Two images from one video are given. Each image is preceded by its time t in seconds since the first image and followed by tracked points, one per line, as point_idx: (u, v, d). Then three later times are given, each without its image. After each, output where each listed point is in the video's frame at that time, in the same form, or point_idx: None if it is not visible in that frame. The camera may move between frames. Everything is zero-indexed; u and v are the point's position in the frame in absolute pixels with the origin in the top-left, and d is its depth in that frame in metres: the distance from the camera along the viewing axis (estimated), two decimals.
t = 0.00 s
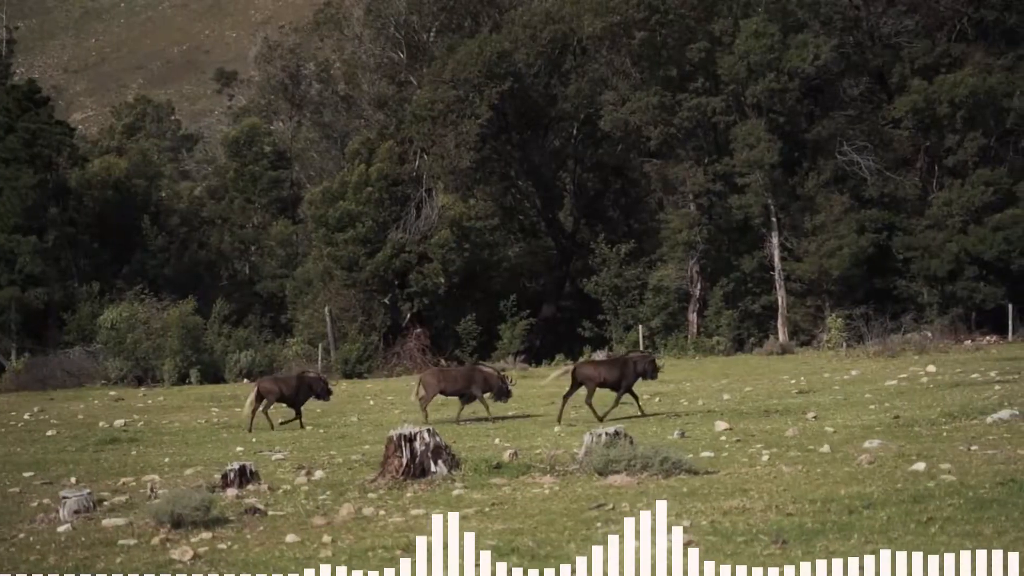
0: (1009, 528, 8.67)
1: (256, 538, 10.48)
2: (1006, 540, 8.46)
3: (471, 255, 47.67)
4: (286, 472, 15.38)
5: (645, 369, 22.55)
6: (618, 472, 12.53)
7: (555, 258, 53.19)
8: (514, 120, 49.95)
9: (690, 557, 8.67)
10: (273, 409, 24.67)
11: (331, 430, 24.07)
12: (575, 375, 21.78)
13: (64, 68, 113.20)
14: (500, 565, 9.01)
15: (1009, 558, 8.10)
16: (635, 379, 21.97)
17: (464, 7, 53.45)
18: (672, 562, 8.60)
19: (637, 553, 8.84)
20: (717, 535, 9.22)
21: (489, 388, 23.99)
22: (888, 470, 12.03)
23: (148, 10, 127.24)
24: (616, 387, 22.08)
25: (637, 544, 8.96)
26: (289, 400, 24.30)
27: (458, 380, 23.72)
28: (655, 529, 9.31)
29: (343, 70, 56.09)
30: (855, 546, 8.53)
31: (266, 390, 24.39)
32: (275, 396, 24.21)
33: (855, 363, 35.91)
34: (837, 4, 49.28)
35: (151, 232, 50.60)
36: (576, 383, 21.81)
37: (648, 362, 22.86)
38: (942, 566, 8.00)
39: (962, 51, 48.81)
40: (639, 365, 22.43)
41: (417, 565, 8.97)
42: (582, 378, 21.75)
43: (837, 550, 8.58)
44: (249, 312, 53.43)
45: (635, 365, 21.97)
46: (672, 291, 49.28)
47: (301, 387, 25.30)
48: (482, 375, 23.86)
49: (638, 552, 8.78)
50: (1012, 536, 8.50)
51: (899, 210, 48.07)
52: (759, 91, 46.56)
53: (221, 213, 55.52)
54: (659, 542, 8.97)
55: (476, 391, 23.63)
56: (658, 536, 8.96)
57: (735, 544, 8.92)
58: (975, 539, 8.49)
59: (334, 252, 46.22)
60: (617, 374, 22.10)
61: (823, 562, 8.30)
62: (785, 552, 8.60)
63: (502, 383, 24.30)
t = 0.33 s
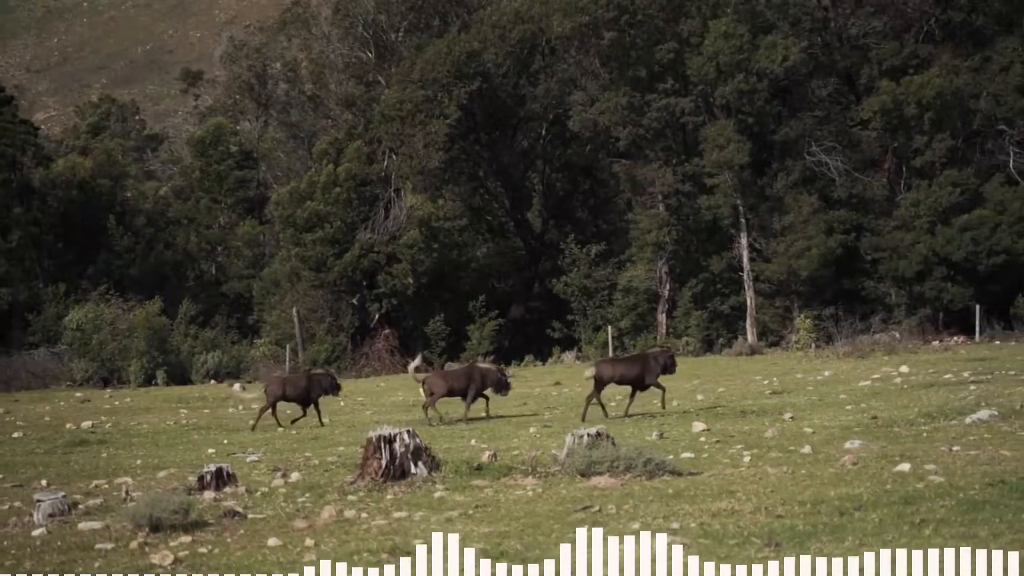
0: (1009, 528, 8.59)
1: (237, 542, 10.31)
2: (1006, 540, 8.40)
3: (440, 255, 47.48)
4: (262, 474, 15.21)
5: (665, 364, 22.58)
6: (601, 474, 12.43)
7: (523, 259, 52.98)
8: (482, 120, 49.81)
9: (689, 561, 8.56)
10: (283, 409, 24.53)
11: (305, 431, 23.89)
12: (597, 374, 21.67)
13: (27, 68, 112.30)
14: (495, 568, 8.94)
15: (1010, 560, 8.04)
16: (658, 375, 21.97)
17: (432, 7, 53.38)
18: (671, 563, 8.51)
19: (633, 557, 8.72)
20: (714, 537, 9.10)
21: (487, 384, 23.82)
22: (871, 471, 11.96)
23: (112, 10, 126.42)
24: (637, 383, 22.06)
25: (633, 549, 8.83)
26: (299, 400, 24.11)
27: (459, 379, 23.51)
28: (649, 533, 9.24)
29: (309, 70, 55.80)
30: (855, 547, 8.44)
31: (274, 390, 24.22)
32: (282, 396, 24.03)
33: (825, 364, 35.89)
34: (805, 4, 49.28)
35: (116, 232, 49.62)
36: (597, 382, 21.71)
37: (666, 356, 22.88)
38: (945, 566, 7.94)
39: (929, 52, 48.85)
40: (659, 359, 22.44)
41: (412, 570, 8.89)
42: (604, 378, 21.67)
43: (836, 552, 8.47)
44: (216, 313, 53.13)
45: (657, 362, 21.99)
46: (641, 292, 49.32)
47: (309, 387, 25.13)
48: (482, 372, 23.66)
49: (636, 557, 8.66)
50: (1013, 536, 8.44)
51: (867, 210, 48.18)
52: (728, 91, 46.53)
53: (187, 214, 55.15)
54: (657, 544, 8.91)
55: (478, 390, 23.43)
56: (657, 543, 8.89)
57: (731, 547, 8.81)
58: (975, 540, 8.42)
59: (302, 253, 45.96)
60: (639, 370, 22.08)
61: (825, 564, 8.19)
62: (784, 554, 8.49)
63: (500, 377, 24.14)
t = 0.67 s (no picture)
0: (983, 532, 8.50)
1: (199, 545, 10.10)
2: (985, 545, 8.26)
3: (391, 255, 47.16)
4: (220, 476, 15.00)
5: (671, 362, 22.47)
6: (567, 475, 12.31)
7: (475, 259, 52.80)
8: (434, 119, 49.51)
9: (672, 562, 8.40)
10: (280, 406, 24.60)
11: (260, 431, 23.62)
12: (598, 374, 21.60)
13: None
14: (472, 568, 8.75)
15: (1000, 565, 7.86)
16: (660, 373, 21.87)
17: (384, 7, 53.16)
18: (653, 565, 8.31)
19: (605, 558, 8.56)
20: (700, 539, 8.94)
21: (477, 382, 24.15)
22: (838, 472, 11.86)
23: (58, 8, 125.11)
24: (640, 381, 21.98)
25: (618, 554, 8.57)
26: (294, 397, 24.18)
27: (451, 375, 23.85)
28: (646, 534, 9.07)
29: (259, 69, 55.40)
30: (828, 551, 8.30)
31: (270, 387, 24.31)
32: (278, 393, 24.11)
33: (779, 364, 35.80)
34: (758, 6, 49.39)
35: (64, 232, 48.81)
36: (599, 382, 21.62)
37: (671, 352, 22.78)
38: (927, 566, 7.84)
39: (881, 54, 49.34)
40: (662, 358, 22.34)
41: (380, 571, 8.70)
42: (606, 378, 21.58)
43: (815, 558, 8.35)
44: (165, 313, 52.67)
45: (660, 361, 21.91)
46: (592, 293, 49.21)
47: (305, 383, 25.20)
48: (471, 370, 24.00)
49: (630, 561, 8.44)
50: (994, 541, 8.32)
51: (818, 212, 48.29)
52: (680, 93, 46.54)
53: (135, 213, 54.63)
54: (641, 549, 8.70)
55: (469, 387, 23.69)
56: (638, 545, 8.69)
57: (712, 548, 8.66)
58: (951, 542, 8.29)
59: (252, 253, 45.52)
60: (642, 369, 22.01)
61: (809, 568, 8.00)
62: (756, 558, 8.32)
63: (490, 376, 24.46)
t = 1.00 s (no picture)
0: (953, 534, 8.43)
1: (146, 551, 9.88)
2: (967, 547, 8.17)
3: (327, 255, 46.87)
4: (160, 478, 14.75)
5: (661, 359, 22.68)
6: (518, 477, 12.19)
7: (411, 260, 52.66)
8: (369, 119, 49.22)
9: (650, 570, 8.17)
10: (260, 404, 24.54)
11: (198, 434, 23.30)
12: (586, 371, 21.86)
13: None
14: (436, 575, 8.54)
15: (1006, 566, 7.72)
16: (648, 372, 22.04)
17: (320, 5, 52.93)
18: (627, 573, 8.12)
19: (566, 566, 8.44)
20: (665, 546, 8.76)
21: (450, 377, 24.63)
22: (790, 473, 11.86)
23: None
24: (629, 380, 22.15)
25: (599, 561, 8.32)
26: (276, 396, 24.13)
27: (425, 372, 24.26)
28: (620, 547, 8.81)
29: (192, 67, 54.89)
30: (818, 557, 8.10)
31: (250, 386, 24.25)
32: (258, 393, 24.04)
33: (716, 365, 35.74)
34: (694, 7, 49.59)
35: None
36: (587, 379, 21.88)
37: (663, 350, 22.98)
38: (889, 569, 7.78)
39: (814, 58, 49.91)
40: (652, 355, 22.52)
41: None
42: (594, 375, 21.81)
43: (775, 561, 8.25)
44: (96, 313, 52.06)
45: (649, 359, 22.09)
46: (529, 294, 49.18)
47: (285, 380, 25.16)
48: (445, 366, 24.44)
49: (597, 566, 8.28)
50: (974, 544, 8.22)
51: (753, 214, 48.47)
52: (616, 94, 46.51)
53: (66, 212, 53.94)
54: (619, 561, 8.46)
55: (442, 383, 24.16)
56: (601, 550, 8.52)
57: (682, 557, 8.46)
58: (935, 546, 8.19)
59: (185, 253, 44.90)
60: (631, 368, 22.18)
61: (803, 573, 7.80)
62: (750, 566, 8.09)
63: (462, 369, 24.94)
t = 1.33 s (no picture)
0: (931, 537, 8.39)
1: (103, 557, 9.65)
2: (954, 548, 8.15)
3: (271, 255, 46.49)
4: (111, 482, 14.46)
5: (658, 352, 22.61)
6: (479, 480, 12.03)
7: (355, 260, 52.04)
8: (314, 119, 48.84)
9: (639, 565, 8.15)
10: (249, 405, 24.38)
11: (144, 436, 22.95)
12: (585, 362, 21.74)
13: None
14: None
15: (996, 564, 7.63)
16: (644, 366, 21.96)
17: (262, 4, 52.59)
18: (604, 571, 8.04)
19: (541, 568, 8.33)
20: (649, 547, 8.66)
21: (435, 380, 24.44)
22: (753, 476, 11.79)
23: None
24: (625, 374, 22.06)
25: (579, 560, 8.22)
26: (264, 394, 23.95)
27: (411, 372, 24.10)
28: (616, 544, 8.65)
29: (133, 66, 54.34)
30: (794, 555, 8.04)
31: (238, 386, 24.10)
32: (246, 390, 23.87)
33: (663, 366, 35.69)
34: (638, 8, 49.57)
35: None
36: (586, 371, 21.76)
37: (660, 343, 22.89)
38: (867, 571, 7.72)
39: (759, 58, 49.66)
40: (650, 348, 22.44)
41: None
42: (594, 367, 21.70)
43: (748, 564, 8.15)
44: (36, 314, 51.42)
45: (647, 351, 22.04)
46: (475, 294, 48.95)
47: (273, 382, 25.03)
48: (430, 367, 24.28)
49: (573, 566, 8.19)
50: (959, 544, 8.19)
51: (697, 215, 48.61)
52: (561, 95, 46.44)
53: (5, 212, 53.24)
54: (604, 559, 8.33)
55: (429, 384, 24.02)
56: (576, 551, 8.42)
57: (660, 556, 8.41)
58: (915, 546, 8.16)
59: (126, 254, 44.29)
60: (628, 361, 22.10)
61: (779, 568, 7.74)
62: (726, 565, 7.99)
63: (449, 372, 24.81)
